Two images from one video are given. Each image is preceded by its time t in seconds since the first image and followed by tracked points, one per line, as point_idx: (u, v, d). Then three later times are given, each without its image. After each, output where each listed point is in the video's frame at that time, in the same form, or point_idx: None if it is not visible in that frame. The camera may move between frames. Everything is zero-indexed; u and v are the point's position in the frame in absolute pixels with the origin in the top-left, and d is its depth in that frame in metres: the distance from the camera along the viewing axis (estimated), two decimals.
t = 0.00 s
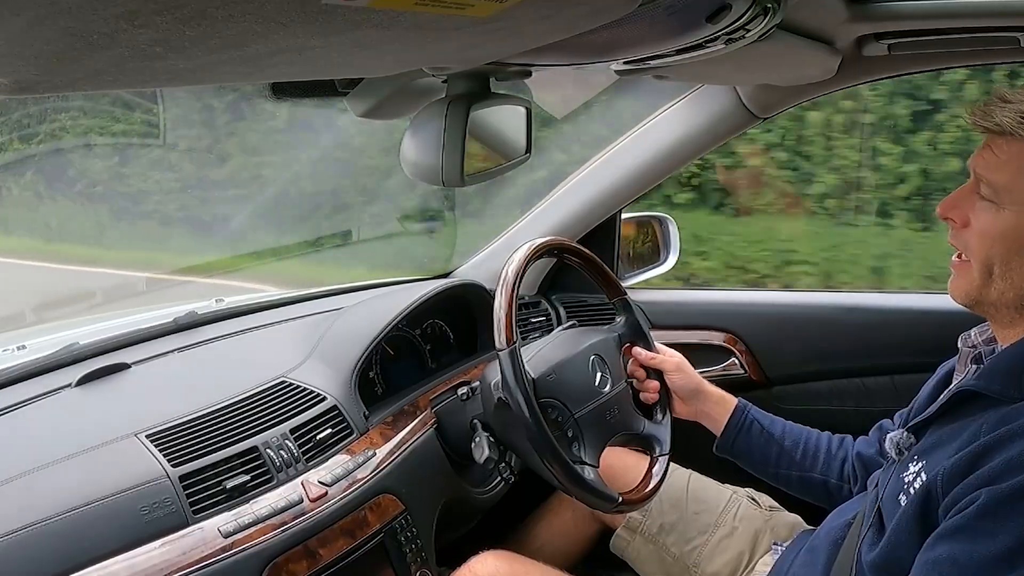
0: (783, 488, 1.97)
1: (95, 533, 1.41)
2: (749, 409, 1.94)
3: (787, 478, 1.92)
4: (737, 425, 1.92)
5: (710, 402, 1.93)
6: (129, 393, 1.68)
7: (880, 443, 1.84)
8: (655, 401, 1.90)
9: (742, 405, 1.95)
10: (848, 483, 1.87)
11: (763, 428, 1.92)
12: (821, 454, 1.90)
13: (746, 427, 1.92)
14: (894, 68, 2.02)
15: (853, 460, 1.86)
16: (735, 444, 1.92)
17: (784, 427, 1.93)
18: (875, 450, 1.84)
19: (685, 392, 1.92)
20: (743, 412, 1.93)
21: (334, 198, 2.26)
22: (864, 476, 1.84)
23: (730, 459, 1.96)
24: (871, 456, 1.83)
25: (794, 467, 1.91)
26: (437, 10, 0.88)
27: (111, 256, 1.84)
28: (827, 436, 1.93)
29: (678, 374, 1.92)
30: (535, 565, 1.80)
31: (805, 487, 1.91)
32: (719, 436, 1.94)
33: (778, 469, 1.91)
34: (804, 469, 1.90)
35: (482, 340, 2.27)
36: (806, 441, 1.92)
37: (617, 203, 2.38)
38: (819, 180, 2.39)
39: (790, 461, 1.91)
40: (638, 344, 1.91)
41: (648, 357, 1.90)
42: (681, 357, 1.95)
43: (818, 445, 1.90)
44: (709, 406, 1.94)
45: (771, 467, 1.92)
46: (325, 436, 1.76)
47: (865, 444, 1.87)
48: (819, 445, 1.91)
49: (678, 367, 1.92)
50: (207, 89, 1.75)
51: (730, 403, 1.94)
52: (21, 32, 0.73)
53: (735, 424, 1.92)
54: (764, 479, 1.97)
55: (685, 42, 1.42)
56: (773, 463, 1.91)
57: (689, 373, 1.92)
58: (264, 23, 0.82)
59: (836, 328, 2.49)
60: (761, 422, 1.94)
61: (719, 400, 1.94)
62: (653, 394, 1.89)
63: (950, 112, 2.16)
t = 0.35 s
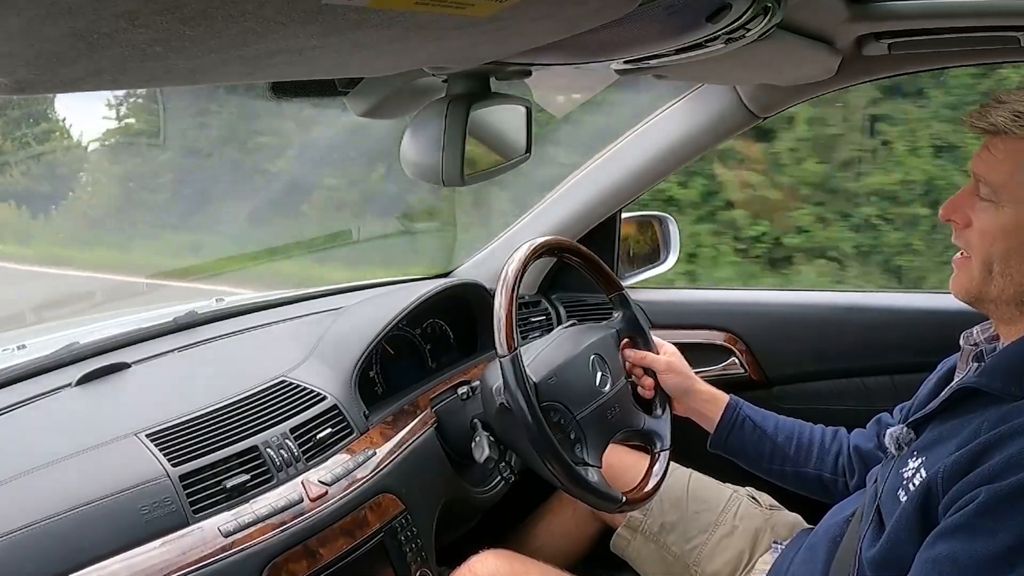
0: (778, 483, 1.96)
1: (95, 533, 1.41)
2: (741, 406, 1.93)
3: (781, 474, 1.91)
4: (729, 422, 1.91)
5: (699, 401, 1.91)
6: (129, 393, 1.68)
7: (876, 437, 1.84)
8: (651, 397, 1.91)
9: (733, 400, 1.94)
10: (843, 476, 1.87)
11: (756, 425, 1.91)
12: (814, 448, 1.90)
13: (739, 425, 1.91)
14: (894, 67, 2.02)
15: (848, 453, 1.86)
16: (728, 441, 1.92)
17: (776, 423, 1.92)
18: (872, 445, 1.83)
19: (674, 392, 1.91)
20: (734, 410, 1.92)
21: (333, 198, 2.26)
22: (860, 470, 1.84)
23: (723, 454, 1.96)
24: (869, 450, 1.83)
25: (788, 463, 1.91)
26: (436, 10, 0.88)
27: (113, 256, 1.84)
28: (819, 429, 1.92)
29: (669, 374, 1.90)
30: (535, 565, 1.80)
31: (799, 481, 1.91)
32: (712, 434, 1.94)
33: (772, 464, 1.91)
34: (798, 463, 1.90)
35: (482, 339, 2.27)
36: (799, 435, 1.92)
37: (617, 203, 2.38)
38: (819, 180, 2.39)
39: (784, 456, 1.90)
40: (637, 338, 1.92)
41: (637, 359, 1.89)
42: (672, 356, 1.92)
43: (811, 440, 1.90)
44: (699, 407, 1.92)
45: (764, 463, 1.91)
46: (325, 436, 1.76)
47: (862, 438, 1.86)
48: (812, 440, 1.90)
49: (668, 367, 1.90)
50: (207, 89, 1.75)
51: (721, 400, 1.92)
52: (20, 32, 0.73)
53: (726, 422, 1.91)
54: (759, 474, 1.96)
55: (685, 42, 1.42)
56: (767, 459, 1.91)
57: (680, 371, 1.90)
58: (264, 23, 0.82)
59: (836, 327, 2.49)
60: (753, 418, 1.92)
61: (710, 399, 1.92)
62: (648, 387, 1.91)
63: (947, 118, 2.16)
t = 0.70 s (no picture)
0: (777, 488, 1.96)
1: (96, 533, 1.41)
2: (738, 411, 1.93)
3: (780, 478, 1.91)
4: (727, 428, 1.91)
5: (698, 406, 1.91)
6: (128, 393, 1.68)
7: (875, 439, 1.85)
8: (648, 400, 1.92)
9: (731, 408, 1.94)
10: (842, 479, 1.88)
11: (754, 431, 1.91)
12: (813, 451, 1.90)
13: (737, 430, 1.91)
14: (893, 67, 2.02)
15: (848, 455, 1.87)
16: (726, 447, 1.91)
17: (774, 428, 1.93)
18: (872, 446, 1.84)
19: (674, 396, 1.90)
20: (733, 415, 1.92)
21: (333, 198, 2.26)
22: (859, 471, 1.85)
23: (722, 461, 1.95)
24: (868, 451, 1.84)
25: (787, 468, 1.90)
26: (436, 10, 0.88)
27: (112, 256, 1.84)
28: (818, 433, 1.93)
29: (669, 378, 1.89)
30: (535, 565, 1.80)
31: (799, 486, 1.91)
32: (710, 441, 1.93)
33: (771, 469, 1.90)
34: (797, 468, 1.90)
35: (482, 339, 2.27)
36: (797, 440, 1.92)
37: (617, 203, 2.40)
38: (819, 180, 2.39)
39: (783, 461, 1.90)
40: (638, 340, 1.92)
41: (638, 359, 1.88)
42: (674, 360, 1.92)
43: (809, 443, 1.91)
44: (697, 412, 1.92)
45: (763, 468, 1.91)
46: (325, 436, 1.76)
47: (861, 439, 1.87)
48: (810, 444, 1.91)
49: (669, 370, 1.89)
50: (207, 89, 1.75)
51: (718, 408, 1.92)
52: (21, 32, 0.73)
53: (724, 429, 1.91)
54: (758, 479, 1.96)
55: (685, 42, 1.42)
56: (766, 465, 1.90)
57: (680, 377, 1.90)
58: (264, 22, 0.82)
59: (836, 328, 2.49)
60: (751, 424, 1.93)
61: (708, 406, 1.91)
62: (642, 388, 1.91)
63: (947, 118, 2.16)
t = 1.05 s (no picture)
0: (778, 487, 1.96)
1: (96, 534, 1.41)
2: (739, 411, 1.93)
3: (781, 478, 1.91)
4: (728, 428, 1.91)
5: (698, 404, 1.91)
6: (128, 393, 1.68)
7: (876, 438, 1.85)
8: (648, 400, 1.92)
9: (732, 408, 1.94)
10: (843, 479, 1.87)
11: (755, 431, 1.91)
12: (814, 451, 1.90)
13: (738, 430, 1.91)
14: (892, 68, 2.02)
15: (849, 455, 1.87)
16: (727, 446, 1.92)
17: (775, 428, 1.93)
18: (873, 446, 1.84)
19: (674, 394, 1.91)
20: (733, 415, 1.92)
21: (333, 198, 2.25)
22: (860, 470, 1.85)
23: (723, 461, 1.96)
24: (869, 451, 1.84)
25: (788, 468, 1.90)
26: (436, 10, 0.88)
27: (112, 257, 1.84)
28: (819, 433, 1.93)
29: (670, 377, 1.89)
30: (535, 564, 1.80)
31: (800, 486, 1.91)
32: (711, 441, 1.93)
33: (772, 469, 1.91)
34: (798, 468, 1.90)
35: (482, 339, 2.27)
36: (799, 440, 1.92)
37: (617, 203, 2.39)
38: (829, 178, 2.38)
39: (784, 461, 1.90)
40: (639, 340, 1.92)
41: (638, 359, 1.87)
42: (673, 359, 1.92)
43: (810, 443, 1.91)
44: (698, 410, 1.92)
45: (764, 468, 1.91)
46: (325, 436, 1.76)
47: (863, 439, 1.87)
48: (812, 444, 1.91)
49: (670, 370, 1.90)
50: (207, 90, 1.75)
51: (719, 407, 1.92)
52: (20, 32, 0.73)
53: (725, 428, 1.91)
54: (759, 479, 1.96)
55: (685, 42, 1.42)
56: (767, 465, 1.91)
57: (680, 376, 1.90)
58: (264, 23, 0.82)
59: (836, 327, 2.49)
60: (752, 424, 1.92)
61: (708, 404, 1.92)
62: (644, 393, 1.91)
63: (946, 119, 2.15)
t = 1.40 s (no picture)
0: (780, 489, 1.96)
1: (95, 534, 1.41)
2: (742, 413, 1.92)
3: (783, 480, 1.91)
4: (731, 431, 1.90)
5: (698, 407, 1.91)
6: (129, 393, 1.68)
7: (875, 439, 1.83)
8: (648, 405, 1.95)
9: (734, 409, 1.94)
10: (846, 481, 1.88)
11: (757, 433, 1.91)
12: (817, 454, 1.90)
13: (740, 432, 1.90)
14: (893, 67, 2.02)
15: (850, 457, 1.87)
16: (729, 449, 1.91)
17: (778, 429, 1.92)
18: (872, 448, 1.82)
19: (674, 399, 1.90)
20: (735, 417, 1.91)
21: (333, 198, 2.25)
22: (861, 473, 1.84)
23: (726, 463, 1.95)
24: (868, 453, 1.82)
25: (790, 470, 1.90)
26: (436, 10, 0.88)
27: (111, 258, 1.84)
28: (821, 436, 1.93)
29: (670, 381, 1.89)
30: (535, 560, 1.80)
31: (802, 488, 1.91)
32: (714, 443, 1.92)
33: (775, 471, 1.91)
34: (800, 471, 1.90)
35: (482, 339, 2.27)
36: (801, 442, 1.92)
37: (616, 204, 2.39)
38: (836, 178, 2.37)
39: (786, 464, 1.90)
40: (640, 342, 1.92)
41: (638, 368, 1.88)
42: (673, 364, 1.92)
43: (813, 446, 1.91)
44: (698, 413, 1.91)
45: (766, 470, 1.91)
46: (325, 436, 1.76)
47: (863, 441, 1.86)
48: (814, 446, 1.91)
49: (670, 374, 1.90)
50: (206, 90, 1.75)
51: (722, 409, 1.92)
52: (20, 31, 0.73)
53: (728, 430, 1.90)
54: (761, 481, 1.96)
55: (685, 42, 1.42)
56: (769, 467, 1.91)
57: (680, 379, 1.90)
58: (264, 23, 0.82)
59: (836, 328, 2.49)
60: (755, 426, 1.92)
61: (709, 408, 1.91)
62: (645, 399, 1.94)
63: (946, 120, 2.15)
